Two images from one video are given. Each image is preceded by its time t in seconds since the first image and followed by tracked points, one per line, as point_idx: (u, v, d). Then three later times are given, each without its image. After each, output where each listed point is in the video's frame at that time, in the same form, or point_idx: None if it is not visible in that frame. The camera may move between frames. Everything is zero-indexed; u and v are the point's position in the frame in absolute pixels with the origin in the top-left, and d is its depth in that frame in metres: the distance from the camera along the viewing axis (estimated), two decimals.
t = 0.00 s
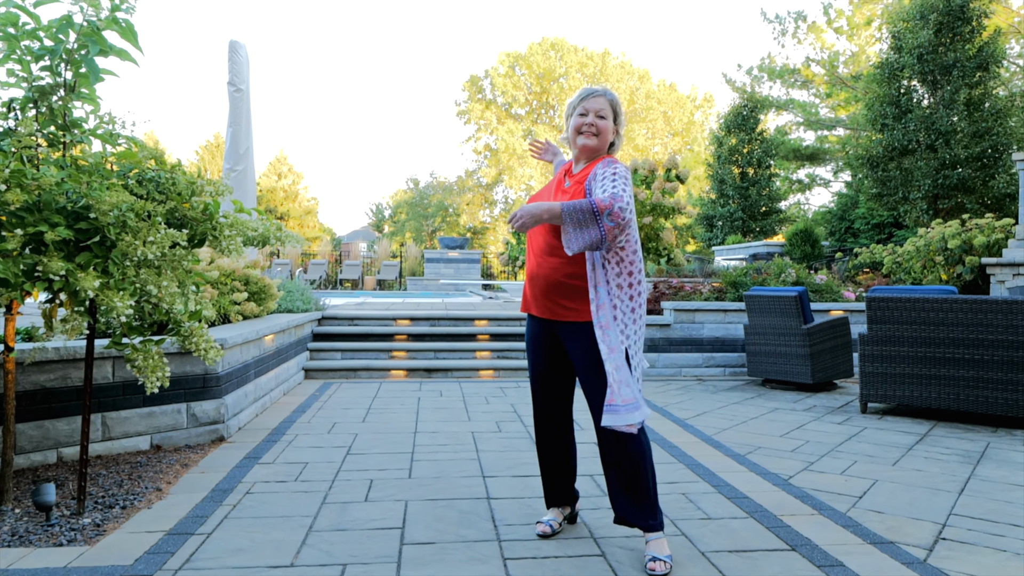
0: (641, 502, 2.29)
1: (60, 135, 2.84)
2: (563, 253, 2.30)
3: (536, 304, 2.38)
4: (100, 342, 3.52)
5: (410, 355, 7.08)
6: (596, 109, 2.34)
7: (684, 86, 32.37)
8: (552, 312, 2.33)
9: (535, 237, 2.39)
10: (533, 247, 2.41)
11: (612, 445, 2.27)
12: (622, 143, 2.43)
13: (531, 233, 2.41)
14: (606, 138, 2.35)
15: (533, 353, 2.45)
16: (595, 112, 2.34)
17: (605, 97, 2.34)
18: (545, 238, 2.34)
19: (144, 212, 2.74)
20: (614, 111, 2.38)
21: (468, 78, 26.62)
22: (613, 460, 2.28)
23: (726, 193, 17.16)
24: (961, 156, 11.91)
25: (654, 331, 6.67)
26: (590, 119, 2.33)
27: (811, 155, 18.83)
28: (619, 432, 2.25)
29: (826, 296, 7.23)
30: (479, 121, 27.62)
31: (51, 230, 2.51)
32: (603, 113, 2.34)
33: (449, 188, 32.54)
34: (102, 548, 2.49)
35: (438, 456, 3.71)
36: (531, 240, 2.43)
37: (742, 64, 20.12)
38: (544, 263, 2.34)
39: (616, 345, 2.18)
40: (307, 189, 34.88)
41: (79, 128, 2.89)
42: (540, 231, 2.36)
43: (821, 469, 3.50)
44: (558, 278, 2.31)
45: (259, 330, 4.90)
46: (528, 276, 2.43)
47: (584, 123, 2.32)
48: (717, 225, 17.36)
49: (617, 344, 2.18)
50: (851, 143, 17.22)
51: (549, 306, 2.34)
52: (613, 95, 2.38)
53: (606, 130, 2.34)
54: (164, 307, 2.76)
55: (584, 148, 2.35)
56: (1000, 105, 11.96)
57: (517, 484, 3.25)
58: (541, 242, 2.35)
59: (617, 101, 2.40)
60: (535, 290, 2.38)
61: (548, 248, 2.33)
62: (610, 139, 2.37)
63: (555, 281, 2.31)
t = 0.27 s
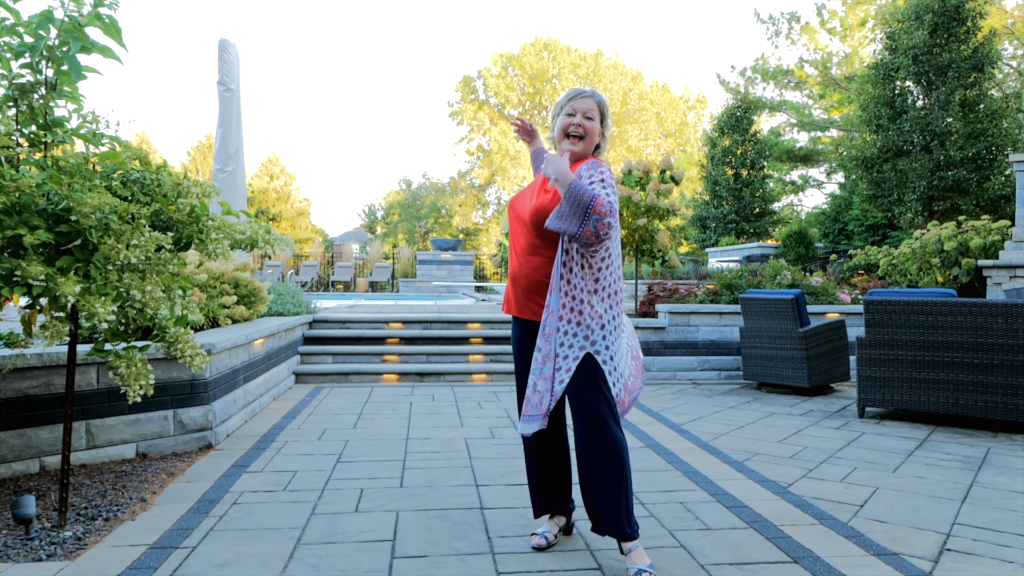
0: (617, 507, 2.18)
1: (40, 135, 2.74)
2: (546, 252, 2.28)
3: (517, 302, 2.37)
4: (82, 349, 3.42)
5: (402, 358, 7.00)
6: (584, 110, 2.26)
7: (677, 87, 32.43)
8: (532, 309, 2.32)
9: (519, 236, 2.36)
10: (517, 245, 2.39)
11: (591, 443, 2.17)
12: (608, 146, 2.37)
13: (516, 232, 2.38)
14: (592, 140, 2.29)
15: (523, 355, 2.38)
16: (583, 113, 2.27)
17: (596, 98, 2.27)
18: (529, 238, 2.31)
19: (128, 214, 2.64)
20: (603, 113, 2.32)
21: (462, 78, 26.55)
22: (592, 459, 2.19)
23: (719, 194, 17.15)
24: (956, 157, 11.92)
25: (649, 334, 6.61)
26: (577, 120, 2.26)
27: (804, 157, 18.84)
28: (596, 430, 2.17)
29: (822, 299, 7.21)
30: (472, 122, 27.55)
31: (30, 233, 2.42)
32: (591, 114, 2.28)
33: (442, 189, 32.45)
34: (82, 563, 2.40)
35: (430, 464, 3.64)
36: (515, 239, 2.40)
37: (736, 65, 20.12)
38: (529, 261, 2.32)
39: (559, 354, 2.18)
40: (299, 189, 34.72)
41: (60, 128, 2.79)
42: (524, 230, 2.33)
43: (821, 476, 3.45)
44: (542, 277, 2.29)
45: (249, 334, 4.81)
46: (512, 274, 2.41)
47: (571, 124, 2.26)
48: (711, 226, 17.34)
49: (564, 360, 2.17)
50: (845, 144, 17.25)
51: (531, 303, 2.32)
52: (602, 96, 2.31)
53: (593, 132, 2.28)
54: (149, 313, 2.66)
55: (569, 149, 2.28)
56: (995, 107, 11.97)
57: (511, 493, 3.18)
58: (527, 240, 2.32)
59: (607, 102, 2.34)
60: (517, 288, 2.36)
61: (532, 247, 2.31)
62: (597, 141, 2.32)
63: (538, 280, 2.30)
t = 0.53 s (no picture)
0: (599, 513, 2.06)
1: (16, 134, 2.64)
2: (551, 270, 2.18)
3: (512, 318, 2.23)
4: (66, 355, 3.30)
5: (396, 362, 6.93)
6: (569, 118, 2.23)
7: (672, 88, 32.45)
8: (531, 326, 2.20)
9: (515, 251, 2.23)
10: (510, 264, 2.25)
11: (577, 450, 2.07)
12: (593, 157, 2.32)
13: (512, 248, 2.24)
14: (579, 148, 2.23)
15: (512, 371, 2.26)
16: (568, 121, 2.23)
17: (580, 107, 2.24)
18: (531, 255, 2.19)
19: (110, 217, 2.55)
20: (588, 124, 2.28)
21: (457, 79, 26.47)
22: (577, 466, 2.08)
23: (715, 195, 17.12)
24: (953, 159, 11.90)
25: (645, 337, 6.56)
26: (562, 128, 2.22)
27: (800, 158, 18.83)
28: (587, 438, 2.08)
29: (820, 301, 7.18)
30: (467, 122, 27.48)
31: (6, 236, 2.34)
32: (575, 123, 2.24)
33: (437, 190, 32.38)
34: None
35: (424, 472, 3.56)
36: (508, 254, 2.26)
37: (732, 66, 20.10)
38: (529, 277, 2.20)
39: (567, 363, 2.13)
40: (294, 190, 34.58)
41: (39, 127, 2.67)
42: (525, 246, 2.19)
43: (822, 484, 3.39)
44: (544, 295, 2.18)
45: (240, 339, 4.72)
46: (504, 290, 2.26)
47: (557, 131, 2.20)
48: (706, 228, 17.30)
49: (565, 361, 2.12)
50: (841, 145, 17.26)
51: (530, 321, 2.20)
52: (586, 106, 2.28)
53: (580, 140, 2.23)
54: (132, 319, 2.57)
55: (555, 158, 2.20)
56: (992, 108, 11.95)
57: (506, 502, 3.11)
58: (529, 257, 2.19)
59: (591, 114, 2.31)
60: (513, 305, 2.22)
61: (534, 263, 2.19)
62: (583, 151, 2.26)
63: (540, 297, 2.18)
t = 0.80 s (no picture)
0: (556, 547, 1.96)
1: None
2: (566, 302, 2.06)
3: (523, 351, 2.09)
4: (47, 363, 3.19)
5: (391, 366, 6.83)
6: (547, 141, 2.10)
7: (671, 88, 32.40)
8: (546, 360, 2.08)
9: (525, 286, 2.06)
10: (518, 297, 2.07)
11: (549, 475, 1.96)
12: (577, 175, 2.20)
13: (518, 283, 2.06)
14: (561, 172, 2.09)
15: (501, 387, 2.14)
16: (547, 145, 2.10)
17: (559, 129, 2.12)
18: (544, 289, 2.04)
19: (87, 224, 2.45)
20: (569, 144, 2.15)
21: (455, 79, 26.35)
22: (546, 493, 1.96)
23: (713, 195, 17.04)
24: (954, 160, 11.83)
25: (644, 340, 6.46)
26: (542, 153, 2.08)
27: (799, 158, 18.76)
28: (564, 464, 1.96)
29: (820, 304, 7.12)
30: (465, 122, 27.37)
31: None
32: (555, 144, 2.11)
33: (435, 190, 32.29)
34: None
35: (416, 483, 3.47)
36: (513, 291, 2.08)
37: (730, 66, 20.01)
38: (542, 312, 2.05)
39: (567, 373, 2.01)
40: (291, 190, 34.46)
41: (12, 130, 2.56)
42: (536, 281, 2.04)
43: (826, 496, 3.30)
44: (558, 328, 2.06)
45: (229, 344, 4.61)
46: (510, 325, 2.10)
47: (537, 158, 2.07)
48: (705, 228, 17.22)
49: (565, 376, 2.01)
50: (840, 146, 17.21)
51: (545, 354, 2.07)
52: (563, 125, 2.15)
53: (560, 164, 2.09)
54: (112, 329, 2.46)
55: (538, 186, 2.08)
56: (993, 108, 11.89)
57: (500, 516, 3.01)
58: (541, 291, 2.05)
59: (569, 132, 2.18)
60: (525, 339, 2.08)
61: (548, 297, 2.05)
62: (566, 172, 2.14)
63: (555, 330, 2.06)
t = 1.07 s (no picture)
0: (555, 571, 1.83)
1: None
2: (568, 306, 1.95)
3: (524, 363, 1.98)
4: (29, 373, 3.11)
5: (388, 370, 6.75)
6: (536, 141, 2.02)
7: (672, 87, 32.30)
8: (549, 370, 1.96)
9: (522, 292, 1.95)
10: (518, 305, 1.95)
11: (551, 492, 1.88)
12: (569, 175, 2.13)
13: (515, 291, 1.95)
14: (553, 172, 2.02)
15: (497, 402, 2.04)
16: (536, 145, 2.02)
17: (546, 128, 2.04)
18: (543, 294, 1.94)
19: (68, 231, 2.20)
20: (558, 143, 2.07)
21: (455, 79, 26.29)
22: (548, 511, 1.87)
23: (715, 196, 16.96)
24: (958, 160, 11.74)
25: (645, 344, 6.38)
26: (532, 154, 2.00)
27: (800, 158, 18.67)
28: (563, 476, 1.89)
29: (824, 307, 7.03)
30: (465, 122, 27.30)
31: None
32: (544, 144, 2.02)
33: (436, 190, 32.23)
34: None
35: (411, 494, 3.39)
36: (510, 298, 1.97)
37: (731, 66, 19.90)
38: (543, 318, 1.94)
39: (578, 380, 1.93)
40: (292, 190, 34.40)
41: None
42: (534, 286, 1.93)
43: (832, 507, 3.21)
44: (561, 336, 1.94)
45: (222, 351, 4.52)
46: (509, 336, 1.98)
47: (527, 160, 1.99)
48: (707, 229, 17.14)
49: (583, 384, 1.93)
50: (842, 146, 17.12)
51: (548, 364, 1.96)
52: (552, 124, 2.07)
53: (551, 164, 2.02)
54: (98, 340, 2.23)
55: (530, 189, 2.00)
56: (997, 109, 11.80)
57: (496, 530, 2.92)
58: (540, 296, 1.94)
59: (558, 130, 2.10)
60: (526, 349, 1.97)
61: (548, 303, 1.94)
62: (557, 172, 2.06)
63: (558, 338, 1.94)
